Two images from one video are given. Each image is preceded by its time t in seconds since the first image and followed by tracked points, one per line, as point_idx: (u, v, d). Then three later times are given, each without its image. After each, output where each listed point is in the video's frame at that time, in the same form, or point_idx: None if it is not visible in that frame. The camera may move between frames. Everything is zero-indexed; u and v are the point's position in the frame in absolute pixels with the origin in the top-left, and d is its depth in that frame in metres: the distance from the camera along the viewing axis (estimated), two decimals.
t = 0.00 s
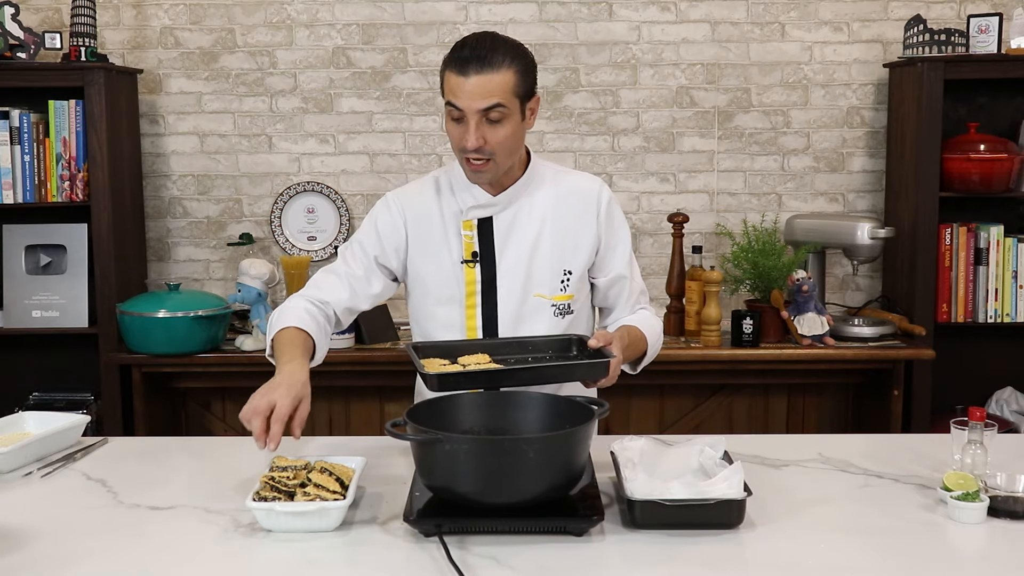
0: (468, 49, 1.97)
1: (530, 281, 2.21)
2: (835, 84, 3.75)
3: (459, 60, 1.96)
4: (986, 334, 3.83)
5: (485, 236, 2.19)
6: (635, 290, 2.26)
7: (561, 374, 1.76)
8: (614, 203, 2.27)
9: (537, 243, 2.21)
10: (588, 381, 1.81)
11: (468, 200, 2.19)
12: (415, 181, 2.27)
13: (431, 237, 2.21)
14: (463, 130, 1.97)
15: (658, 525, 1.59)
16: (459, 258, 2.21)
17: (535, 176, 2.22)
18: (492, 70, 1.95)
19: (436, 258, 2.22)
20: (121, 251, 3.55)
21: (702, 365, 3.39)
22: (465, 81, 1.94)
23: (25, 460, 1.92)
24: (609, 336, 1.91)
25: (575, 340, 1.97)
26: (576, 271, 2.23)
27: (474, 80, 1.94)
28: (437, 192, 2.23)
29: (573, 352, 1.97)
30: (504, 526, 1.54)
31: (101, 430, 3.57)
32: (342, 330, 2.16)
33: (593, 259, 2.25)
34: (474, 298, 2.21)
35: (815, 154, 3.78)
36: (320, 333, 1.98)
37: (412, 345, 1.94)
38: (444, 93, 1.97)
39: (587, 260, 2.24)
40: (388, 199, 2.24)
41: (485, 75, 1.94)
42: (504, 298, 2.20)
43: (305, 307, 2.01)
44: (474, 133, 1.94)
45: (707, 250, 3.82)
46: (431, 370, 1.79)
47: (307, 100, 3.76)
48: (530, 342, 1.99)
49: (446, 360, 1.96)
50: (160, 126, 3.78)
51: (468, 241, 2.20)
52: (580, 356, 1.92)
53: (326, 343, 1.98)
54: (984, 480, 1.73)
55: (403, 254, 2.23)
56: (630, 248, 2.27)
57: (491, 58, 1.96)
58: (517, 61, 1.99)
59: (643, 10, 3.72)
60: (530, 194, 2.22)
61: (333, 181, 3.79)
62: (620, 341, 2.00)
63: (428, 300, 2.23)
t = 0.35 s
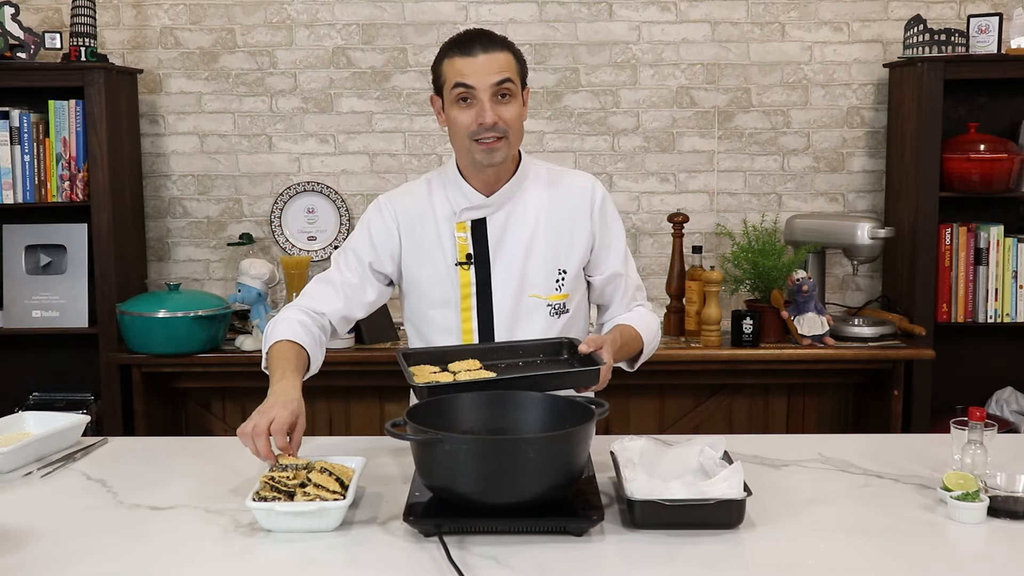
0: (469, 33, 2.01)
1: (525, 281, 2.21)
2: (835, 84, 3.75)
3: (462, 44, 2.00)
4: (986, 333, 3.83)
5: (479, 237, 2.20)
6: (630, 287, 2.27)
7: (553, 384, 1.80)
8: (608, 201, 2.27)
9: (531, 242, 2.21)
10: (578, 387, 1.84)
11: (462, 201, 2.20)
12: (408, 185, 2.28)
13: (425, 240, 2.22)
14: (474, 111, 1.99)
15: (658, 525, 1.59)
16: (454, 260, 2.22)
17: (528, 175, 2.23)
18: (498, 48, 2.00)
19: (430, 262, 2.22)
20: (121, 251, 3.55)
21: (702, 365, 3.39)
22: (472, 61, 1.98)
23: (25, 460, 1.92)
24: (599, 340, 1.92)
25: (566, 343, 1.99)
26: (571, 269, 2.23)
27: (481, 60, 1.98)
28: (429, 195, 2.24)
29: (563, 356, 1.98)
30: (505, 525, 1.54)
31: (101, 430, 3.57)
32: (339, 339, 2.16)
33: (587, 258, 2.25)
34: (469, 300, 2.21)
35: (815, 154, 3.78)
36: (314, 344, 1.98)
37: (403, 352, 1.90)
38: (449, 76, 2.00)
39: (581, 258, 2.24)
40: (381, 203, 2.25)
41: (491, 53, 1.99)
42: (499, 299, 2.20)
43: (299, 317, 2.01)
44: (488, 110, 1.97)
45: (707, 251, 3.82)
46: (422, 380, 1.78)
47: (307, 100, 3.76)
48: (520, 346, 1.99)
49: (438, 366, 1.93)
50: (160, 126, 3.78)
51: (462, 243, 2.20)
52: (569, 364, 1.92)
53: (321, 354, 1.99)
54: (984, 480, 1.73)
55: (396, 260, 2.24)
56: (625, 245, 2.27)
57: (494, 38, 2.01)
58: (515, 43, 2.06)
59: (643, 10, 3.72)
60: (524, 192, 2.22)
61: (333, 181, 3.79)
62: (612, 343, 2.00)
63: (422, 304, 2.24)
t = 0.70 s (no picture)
0: (474, 42, 1.97)
1: (527, 280, 2.21)
2: (835, 84, 3.75)
3: (466, 53, 1.96)
4: (986, 334, 3.83)
5: (481, 236, 2.19)
6: (631, 288, 2.26)
7: (543, 380, 1.79)
8: (610, 202, 2.27)
9: (533, 241, 2.21)
10: (573, 384, 1.83)
11: (464, 199, 2.19)
12: (413, 182, 2.27)
13: (428, 239, 2.22)
14: (476, 124, 1.97)
15: (658, 525, 1.59)
16: (456, 258, 2.21)
17: (531, 173, 2.22)
18: (504, 61, 1.96)
19: (433, 260, 2.22)
20: (121, 251, 3.55)
21: (702, 365, 3.39)
22: (476, 73, 1.94)
23: (25, 460, 1.92)
24: (596, 339, 1.89)
25: (564, 343, 1.98)
26: (573, 269, 2.23)
27: (485, 72, 1.94)
28: (433, 192, 2.23)
29: (561, 356, 1.97)
30: (504, 525, 1.54)
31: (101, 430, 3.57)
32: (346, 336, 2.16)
33: (589, 258, 2.25)
34: (471, 298, 2.20)
35: (815, 154, 3.78)
36: (320, 341, 1.98)
37: (400, 353, 1.90)
38: (454, 86, 1.97)
39: (583, 258, 2.24)
40: (386, 202, 2.25)
41: (497, 67, 1.95)
42: (501, 298, 2.20)
43: (306, 313, 2.02)
44: (490, 124, 1.95)
45: (707, 250, 3.82)
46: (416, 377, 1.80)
47: (307, 100, 3.76)
48: (518, 347, 1.97)
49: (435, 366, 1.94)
50: (160, 126, 3.78)
51: (465, 240, 2.20)
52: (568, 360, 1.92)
53: (327, 352, 1.98)
54: (984, 480, 1.73)
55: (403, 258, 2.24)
56: (626, 247, 2.27)
57: (501, 50, 1.96)
58: (523, 51, 2.01)
59: (643, 10, 3.72)
60: (527, 191, 2.21)
61: (333, 181, 3.79)
62: (609, 344, 2.00)
63: (426, 303, 2.23)
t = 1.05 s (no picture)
0: (484, 53, 1.96)
1: (530, 279, 2.21)
2: (835, 84, 3.75)
3: (476, 66, 1.95)
4: (986, 334, 3.83)
5: (486, 234, 2.19)
6: (635, 290, 2.26)
7: (545, 380, 1.82)
8: (615, 204, 2.27)
9: (538, 240, 2.21)
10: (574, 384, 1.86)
11: (469, 197, 2.19)
12: (417, 182, 2.28)
13: (431, 237, 2.22)
14: (483, 135, 1.98)
15: (658, 526, 1.59)
16: (460, 255, 2.21)
17: (537, 174, 2.22)
18: (512, 76, 1.95)
19: (435, 257, 2.22)
20: (121, 251, 3.55)
21: (702, 365, 3.39)
22: (483, 87, 1.94)
23: (25, 460, 1.92)
24: (597, 341, 1.89)
25: (566, 346, 1.98)
26: (577, 269, 2.22)
27: (493, 86, 1.93)
28: (437, 191, 2.24)
29: (562, 358, 1.97)
30: (504, 525, 1.54)
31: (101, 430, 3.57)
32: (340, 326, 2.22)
33: (593, 259, 2.25)
34: (474, 295, 2.21)
35: (815, 154, 3.78)
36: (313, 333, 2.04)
37: (402, 361, 1.89)
38: (461, 98, 1.97)
39: (587, 259, 2.23)
40: (390, 199, 2.25)
41: (504, 82, 1.94)
42: (504, 296, 2.20)
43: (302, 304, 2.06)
44: (497, 138, 1.96)
45: (707, 250, 3.82)
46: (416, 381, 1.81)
47: (307, 100, 3.76)
48: (520, 351, 1.97)
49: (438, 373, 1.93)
50: (160, 126, 3.78)
51: (469, 238, 2.20)
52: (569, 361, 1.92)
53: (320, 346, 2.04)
54: (984, 480, 1.73)
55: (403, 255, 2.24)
56: (630, 248, 2.26)
57: (509, 63, 1.95)
58: (531, 63, 1.99)
59: (643, 10, 3.72)
60: (533, 192, 2.21)
61: (333, 181, 3.79)
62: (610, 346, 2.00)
63: (428, 300, 2.24)
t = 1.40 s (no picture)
0: (495, 49, 1.96)
1: (533, 279, 2.21)
2: (835, 84, 3.75)
3: (486, 61, 1.95)
4: (986, 334, 3.83)
5: (492, 232, 2.19)
6: (636, 295, 2.26)
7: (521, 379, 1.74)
8: (621, 207, 2.27)
9: (543, 240, 2.21)
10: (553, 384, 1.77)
11: (478, 195, 2.19)
12: (429, 177, 2.28)
13: (441, 233, 2.23)
14: (490, 130, 1.98)
15: (658, 525, 1.59)
16: (465, 252, 2.22)
17: (547, 174, 2.22)
18: (520, 71, 1.95)
19: (444, 254, 2.23)
20: (122, 251, 3.55)
21: (702, 365, 3.40)
22: (492, 81, 1.94)
23: (25, 460, 1.92)
24: (582, 341, 1.90)
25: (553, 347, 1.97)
26: (580, 271, 2.22)
27: (502, 81, 1.94)
28: (449, 187, 2.24)
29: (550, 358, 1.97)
30: (504, 526, 1.54)
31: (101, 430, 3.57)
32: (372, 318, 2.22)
33: (597, 261, 2.24)
34: (477, 292, 2.22)
35: (815, 154, 3.78)
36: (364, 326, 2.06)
37: (389, 354, 1.92)
38: (469, 92, 1.97)
39: (591, 261, 2.23)
40: (404, 193, 2.25)
41: (512, 76, 1.94)
42: (507, 295, 2.20)
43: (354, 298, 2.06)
44: (503, 133, 1.96)
45: (707, 251, 3.82)
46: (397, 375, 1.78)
47: (307, 100, 3.76)
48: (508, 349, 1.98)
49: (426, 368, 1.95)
50: (160, 126, 3.78)
51: (475, 235, 2.20)
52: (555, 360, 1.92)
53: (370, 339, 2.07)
54: (984, 480, 1.73)
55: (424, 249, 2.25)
56: (634, 252, 2.26)
57: (518, 59, 1.95)
58: (540, 60, 1.99)
59: (643, 10, 3.72)
60: (541, 191, 2.20)
61: (333, 181, 3.79)
62: (603, 347, 2.00)
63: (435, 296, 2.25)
